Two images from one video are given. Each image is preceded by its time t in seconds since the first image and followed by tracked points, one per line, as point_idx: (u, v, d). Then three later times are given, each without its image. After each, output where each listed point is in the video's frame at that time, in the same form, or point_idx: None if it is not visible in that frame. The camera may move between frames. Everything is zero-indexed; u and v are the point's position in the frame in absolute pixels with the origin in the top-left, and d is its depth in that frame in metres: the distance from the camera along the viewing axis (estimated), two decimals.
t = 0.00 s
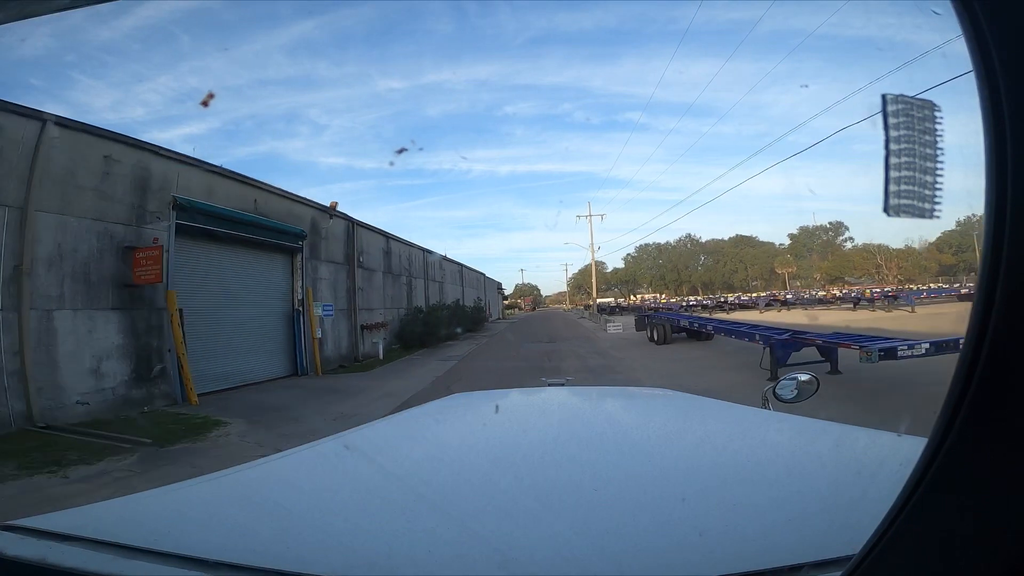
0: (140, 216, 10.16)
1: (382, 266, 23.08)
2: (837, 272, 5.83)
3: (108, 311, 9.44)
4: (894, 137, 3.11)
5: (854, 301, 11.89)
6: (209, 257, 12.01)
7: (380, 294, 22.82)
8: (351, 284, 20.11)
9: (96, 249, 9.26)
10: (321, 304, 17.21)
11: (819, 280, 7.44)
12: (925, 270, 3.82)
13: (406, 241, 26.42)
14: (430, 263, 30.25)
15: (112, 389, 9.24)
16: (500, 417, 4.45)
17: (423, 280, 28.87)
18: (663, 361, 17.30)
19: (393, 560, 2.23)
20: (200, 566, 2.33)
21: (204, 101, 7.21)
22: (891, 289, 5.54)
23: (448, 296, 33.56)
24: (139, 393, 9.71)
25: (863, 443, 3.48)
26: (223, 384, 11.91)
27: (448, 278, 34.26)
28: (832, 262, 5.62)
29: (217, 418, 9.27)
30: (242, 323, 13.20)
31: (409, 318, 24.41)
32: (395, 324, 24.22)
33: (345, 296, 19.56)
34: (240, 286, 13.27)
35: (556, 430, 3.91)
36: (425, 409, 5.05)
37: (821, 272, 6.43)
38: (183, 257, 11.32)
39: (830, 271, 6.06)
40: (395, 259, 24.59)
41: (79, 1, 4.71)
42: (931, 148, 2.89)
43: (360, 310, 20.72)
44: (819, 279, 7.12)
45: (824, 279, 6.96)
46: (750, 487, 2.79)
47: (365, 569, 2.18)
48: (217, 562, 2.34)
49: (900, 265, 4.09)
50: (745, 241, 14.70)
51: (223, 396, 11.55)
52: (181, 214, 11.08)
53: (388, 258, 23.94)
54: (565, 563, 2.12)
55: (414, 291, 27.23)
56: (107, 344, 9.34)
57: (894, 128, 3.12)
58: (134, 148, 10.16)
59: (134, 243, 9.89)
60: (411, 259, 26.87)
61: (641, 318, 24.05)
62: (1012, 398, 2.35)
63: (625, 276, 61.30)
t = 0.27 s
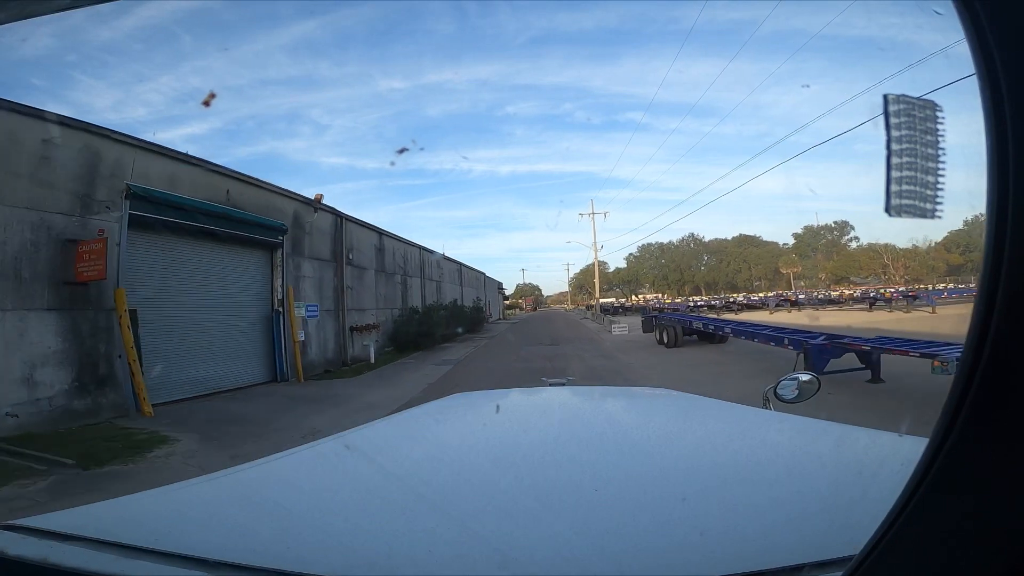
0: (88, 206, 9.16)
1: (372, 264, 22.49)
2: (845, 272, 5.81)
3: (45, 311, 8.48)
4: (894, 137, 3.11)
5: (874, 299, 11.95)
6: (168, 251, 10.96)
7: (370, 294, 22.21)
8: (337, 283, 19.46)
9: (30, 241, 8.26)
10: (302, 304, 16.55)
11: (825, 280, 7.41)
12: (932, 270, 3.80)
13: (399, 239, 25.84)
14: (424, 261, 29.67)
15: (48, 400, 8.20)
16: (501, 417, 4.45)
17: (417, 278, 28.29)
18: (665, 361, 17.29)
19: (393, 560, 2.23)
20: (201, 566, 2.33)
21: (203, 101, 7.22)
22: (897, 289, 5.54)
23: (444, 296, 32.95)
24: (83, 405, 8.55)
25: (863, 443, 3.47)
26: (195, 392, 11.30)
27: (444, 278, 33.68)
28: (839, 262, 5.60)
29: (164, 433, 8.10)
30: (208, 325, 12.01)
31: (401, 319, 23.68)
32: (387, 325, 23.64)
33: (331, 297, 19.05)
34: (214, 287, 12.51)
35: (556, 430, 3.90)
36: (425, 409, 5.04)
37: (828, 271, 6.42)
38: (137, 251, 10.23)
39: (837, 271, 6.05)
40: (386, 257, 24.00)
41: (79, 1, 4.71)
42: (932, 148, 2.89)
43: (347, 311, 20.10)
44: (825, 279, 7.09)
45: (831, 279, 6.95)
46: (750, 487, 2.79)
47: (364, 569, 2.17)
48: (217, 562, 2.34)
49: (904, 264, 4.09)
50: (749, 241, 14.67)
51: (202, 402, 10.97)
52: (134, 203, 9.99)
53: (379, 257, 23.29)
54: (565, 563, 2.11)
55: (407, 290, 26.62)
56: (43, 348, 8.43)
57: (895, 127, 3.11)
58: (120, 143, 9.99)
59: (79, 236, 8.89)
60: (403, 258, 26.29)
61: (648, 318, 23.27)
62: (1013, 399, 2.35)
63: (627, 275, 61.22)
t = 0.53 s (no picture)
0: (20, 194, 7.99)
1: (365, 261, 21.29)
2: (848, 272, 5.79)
3: None
4: (896, 137, 3.09)
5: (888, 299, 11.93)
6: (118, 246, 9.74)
7: (362, 293, 20.97)
8: (304, 281, 16.31)
9: None
10: (282, 304, 14.74)
11: (830, 280, 7.37)
12: (936, 271, 3.77)
13: (392, 235, 24.63)
14: (418, 260, 28.59)
15: None
16: (501, 417, 4.45)
17: (409, 278, 27.19)
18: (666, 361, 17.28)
19: (394, 560, 2.22)
20: (202, 565, 2.33)
21: (207, 100, 7.10)
22: (901, 290, 5.52)
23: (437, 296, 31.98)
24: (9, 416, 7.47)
25: (864, 444, 3.48)
26: (141, 404, 9.94)
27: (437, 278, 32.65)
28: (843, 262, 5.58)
29: (97, 451, 6.95)
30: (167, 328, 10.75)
31: (395, 320, 22.28)
32: (380, 325, 22.43)
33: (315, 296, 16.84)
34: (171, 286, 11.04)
35: (556, 430, 3.90)
36: (425, 408, 5.04)
37: (832, 271, 6.39)
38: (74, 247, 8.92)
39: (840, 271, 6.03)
40: (379, 255, 22.84)
41: (80, 1, 4.70)
42: (935, 149, 2.88)
43: (339, 311, 18.73)
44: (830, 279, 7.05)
45: (835, 279, 6.93)
46: (750, 487, 2.78)
47: (364, 569, 2.17)
48: (217, 561, 2.34)
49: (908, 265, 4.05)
50: (753, 240, 14.61)
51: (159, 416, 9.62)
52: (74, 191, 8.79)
53: (372, 253, 22.14)
54: (565, 563, 2.11)
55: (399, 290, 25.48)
56: None
57: (897, 128, 3.10)
58: (118, 142, 9.95)
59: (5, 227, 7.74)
60: (397, 255, 25.17)
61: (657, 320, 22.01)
62: (1014, 399, 2.34)
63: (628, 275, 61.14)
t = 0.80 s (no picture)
0: None
1: (354, 259, 20.21)
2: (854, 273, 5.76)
3: None
4: (897, 137, 3.09)
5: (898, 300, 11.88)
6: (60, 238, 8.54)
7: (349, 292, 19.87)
8: (285, 279, 15.25)
9: None
10: (256, 304, 13.57)
11: (836, 281, 7.34)
12: (943, 271, 3.74)
13: (384, 231, 23.52)
14: (412, 258, 27.52)
15: None
16: (503, 416, 4.45)
17: (402, 277, 26.12)
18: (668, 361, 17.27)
19: (394, 560, 2.22)
20: (204, 565, 2.33)
21: (204, 102, 7.14)
22: (908, 290, 5.50)
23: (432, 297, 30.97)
24: None
25: (866, 443, 3.47)
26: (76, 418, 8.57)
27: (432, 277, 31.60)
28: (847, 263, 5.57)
29: None
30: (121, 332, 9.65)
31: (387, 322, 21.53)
32: (371, 326, 21.43)
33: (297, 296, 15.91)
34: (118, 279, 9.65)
35: (558, 430, 3.90)
36: (426, 408, 5.04)
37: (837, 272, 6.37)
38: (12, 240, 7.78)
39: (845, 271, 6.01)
40: (369, 252, 21.78)
41: (81, 1, 4.70)
42: (936, 148, 2.87)
43: (323, 311, 17.59)
44: (836, 279, 7.03)
45: (840, 279, 6.90)
46: (751, 487, 2.78)
47: (364, 569, 2.17)
48: (217, 561, 2.34)
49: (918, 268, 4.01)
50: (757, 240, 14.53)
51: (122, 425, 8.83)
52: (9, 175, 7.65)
53: (361, 250, 21.04)
54: (564, 564, 2.11)
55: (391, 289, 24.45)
56: None
57: (898, 128, 3.09)
58: (115, 139, 10.01)
59: None
60: (388, 253, 24.14)
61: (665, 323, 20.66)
62: (1015, 399, 2.34)
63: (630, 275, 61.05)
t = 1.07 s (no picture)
0: None
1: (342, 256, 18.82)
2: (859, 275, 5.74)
3: None
4: (898, 135, 3.08)
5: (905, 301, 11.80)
6: None
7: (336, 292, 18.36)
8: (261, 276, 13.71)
9: None
10: (225, 304, 11.97)
11: (841, 282, 7.30)
12: (949, 271, 3.64)
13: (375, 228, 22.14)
14: (406, 258, 26.23)
15: None
16: (504, 416, 4.44)
17: (396, 278, 24.76)
18: (670, 360, 17.24)
19: (395, 560, 2.22)
20: (206, 564, 2.33)
21: (208, 102, 7.13)
22: (913, 291, 5.46)
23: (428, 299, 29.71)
24: None
25: (867, 441, 3.47)
26: None
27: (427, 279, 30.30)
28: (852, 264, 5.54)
29: None
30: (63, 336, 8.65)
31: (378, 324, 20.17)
32: (361, 328, 20.05)
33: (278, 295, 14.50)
34: (70, 276, 8.82)
35: (559, 429, 3.89)
36: (428, 407, 5.04)
37: (842, 273, 6.33)
38: None
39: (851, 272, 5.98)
40: (359, 250, 20.41)
41: (81, 1, 4.71)
42: (937, 146, 2.86)
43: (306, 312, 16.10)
44: (842, 280, 6.99)
45: (845, 279, 6.87)
46: (752, 486, 2.77)
47: (365, 569, 2.17)
48: (218, 560, 2.33)
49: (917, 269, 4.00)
50: (760, 239, 14.46)
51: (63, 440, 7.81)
52: None
53: (350, 248, 19.62)
54: (566, 564, 2.10)
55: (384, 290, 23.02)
56: None
57: (899, 126, 3.09)
58: (121, 140, 9.87)
59: None
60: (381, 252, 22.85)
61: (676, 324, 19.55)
62: (1018, 398, 2.33)
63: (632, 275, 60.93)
